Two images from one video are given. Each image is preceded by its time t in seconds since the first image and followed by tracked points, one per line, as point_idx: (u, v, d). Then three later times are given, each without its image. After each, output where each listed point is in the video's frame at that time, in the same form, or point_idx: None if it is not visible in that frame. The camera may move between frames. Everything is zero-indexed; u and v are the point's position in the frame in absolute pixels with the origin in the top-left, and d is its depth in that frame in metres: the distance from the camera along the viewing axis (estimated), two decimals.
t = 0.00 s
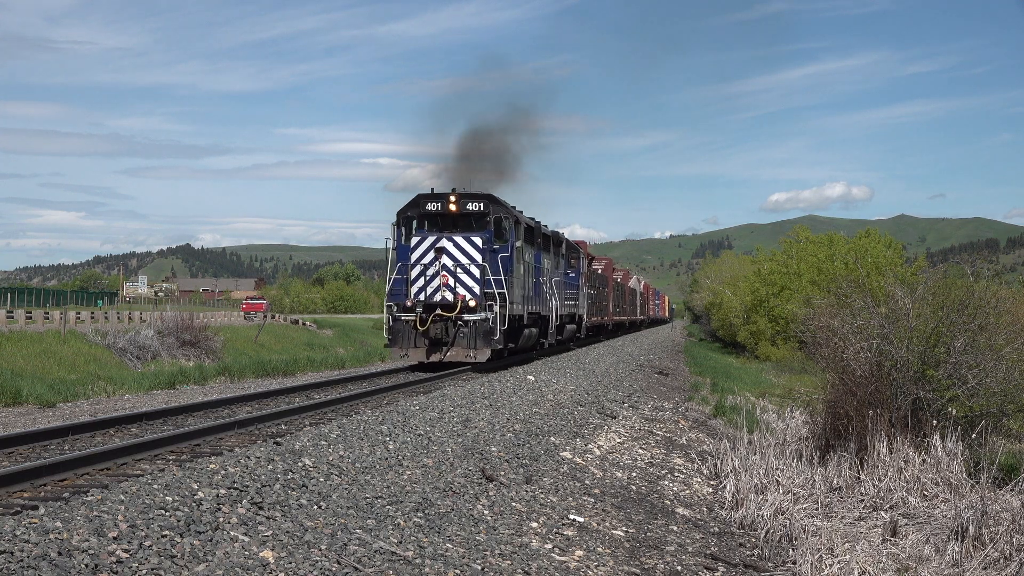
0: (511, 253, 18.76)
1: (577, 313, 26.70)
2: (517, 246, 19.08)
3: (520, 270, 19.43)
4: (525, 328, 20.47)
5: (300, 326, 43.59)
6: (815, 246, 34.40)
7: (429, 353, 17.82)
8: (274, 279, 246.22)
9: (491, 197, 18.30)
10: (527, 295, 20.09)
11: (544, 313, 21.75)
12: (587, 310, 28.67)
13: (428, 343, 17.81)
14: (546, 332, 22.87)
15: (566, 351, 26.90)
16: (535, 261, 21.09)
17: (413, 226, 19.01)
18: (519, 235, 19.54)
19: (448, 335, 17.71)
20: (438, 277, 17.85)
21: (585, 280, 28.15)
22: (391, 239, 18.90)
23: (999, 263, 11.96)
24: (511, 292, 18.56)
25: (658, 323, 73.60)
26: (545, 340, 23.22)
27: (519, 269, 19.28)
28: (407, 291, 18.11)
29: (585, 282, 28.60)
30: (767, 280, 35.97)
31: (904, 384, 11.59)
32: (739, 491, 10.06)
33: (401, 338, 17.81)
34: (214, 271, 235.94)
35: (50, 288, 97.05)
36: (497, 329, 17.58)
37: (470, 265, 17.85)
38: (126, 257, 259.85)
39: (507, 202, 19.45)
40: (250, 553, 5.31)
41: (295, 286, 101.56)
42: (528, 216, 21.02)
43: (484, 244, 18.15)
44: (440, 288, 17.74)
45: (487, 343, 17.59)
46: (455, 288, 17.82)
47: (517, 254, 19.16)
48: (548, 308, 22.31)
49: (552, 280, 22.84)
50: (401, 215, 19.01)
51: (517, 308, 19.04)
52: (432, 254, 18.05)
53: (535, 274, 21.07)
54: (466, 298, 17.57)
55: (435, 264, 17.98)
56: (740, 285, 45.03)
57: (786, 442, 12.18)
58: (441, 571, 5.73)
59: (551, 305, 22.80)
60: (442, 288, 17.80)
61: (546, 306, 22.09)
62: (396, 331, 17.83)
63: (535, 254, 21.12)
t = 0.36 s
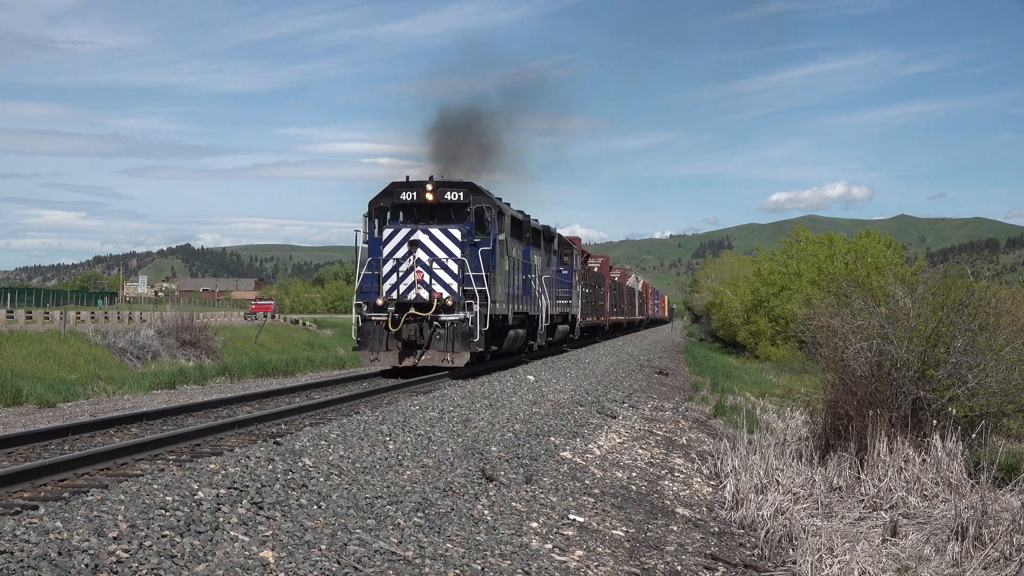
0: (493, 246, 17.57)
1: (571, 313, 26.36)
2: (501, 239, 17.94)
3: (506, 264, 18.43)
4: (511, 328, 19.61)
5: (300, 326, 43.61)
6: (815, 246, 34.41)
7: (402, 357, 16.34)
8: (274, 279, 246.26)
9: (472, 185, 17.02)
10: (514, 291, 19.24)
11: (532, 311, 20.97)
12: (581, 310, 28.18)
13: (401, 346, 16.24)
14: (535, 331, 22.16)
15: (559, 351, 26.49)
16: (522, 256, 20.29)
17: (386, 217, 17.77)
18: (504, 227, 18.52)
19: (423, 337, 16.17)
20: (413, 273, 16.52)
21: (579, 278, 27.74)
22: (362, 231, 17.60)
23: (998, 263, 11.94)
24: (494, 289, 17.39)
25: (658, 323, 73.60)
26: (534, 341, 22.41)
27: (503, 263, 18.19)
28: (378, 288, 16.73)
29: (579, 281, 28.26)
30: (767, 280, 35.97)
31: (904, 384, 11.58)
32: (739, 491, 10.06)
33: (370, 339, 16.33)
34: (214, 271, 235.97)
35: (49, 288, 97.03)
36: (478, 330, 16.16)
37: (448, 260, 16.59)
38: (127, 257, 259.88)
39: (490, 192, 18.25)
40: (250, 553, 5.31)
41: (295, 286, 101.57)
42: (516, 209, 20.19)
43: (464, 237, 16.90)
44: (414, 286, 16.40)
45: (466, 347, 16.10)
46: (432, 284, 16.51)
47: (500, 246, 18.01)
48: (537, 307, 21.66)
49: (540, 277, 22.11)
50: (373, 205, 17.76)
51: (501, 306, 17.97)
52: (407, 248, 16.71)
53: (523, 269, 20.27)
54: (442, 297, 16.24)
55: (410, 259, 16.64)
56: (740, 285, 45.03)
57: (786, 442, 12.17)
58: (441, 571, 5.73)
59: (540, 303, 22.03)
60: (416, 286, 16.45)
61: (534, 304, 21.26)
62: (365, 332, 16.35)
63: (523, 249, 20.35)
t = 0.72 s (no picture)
0: (472, 238, 16.50)
1: (564, 313, 26.05)
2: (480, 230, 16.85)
3: (486, 258, 17.46)
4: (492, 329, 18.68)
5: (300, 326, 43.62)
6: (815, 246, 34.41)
7: (369, 362, 15.28)
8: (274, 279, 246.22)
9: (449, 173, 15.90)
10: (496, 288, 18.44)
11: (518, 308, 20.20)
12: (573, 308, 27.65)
13: (367, 350, 15.23)
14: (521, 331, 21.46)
15: (552, 351, 26.06)
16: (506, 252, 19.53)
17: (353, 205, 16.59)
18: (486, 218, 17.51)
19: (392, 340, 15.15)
20: (381, 268, 15.59)
21: (571, 277, 27.33)
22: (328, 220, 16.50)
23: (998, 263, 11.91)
24: (472, 285, 16.34)
25: (657, 323, 73.61)
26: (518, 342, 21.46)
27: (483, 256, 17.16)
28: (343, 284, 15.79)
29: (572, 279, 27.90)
30: (767, 279, 35.98)
31: (904, 384, 11.59)
32: (739, 491, 10.06)
33: (335, 344, 15.30)
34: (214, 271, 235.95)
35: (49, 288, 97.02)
36: (451, 334, 15.10)
37: (420, 255, 15.66)
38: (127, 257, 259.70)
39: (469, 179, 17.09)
40: (250, 553, 5.31)
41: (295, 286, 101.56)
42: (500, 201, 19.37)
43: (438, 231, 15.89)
44: (382, 283, 15.48)
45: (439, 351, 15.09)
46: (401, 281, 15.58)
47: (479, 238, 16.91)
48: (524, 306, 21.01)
49: (527, 274, 21.39)
50: (340, 191, 16.58)
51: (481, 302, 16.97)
52: (375, 240, 15.79)
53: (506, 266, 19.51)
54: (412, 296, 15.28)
55: (378, 253, 15.73)
56: (740, 285, 45.04)
57: (786, 442, 12.17)
58: (441, 571, 5.72)
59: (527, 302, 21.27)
60: (384, 282, 15.53)
61: (519, 301, 20.49)
62: (329, 335, 15.35)
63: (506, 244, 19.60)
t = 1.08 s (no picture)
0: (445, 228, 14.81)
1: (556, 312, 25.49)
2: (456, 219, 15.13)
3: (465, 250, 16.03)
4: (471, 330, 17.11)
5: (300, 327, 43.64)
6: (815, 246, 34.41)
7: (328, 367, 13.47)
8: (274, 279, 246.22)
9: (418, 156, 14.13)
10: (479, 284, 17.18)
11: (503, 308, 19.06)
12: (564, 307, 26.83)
13: (325, 355, 13.41)
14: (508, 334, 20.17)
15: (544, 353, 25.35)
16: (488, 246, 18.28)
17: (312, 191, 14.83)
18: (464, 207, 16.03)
19: (354, 343, 13.40)
20: (342, 263, 13.86)
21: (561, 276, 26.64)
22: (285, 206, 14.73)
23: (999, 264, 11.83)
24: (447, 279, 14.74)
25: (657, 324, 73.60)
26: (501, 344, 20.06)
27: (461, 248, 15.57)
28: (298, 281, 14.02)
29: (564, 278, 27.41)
30: (767, 280, 35.99)
31: (904, 384, 11.60)
32: (739, 491, 10.07)
33: (290, 347, 13.51)
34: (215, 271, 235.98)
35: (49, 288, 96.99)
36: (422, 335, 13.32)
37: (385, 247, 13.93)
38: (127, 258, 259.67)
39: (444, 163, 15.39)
40: (250, 553, 5.31)
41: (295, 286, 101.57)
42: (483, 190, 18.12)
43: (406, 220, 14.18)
44: (343, 279, 13.78)
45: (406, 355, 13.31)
46: (365, 277, 13.80)
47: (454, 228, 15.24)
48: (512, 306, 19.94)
49: (513, 271, 20.29)
50: (296, 176, 14.79)
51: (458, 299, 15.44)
52: (336, 231, 14.04)
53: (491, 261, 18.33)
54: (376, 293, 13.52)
55: (338, 245, 13.98)
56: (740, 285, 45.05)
57: (786, 442, 12.17)
58: (441, 571, 5.72)
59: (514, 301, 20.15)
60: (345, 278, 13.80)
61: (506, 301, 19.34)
62: (283, 338, 13.52)
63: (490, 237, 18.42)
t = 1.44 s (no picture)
0: (412, 215, 13.25)
1: (545, 312, 24.68)
2: (424, 205, 13.61)
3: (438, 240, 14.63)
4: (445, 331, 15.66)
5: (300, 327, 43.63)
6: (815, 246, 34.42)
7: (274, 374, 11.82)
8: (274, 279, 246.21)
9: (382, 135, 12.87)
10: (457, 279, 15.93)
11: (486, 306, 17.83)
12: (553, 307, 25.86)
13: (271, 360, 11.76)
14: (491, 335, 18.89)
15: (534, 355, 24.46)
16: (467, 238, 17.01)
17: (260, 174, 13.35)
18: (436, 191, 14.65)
19: (303, 347, 11.73)
20: (291, 254, 12.22)
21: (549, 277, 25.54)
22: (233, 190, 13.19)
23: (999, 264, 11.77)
24: (415, 271, 13.27)
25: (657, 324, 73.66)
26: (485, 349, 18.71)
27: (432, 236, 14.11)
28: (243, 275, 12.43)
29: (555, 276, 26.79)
30: (767, 280, 36.00)
31: (904, 384, 11.60)
32: (739, 491, 10.07)
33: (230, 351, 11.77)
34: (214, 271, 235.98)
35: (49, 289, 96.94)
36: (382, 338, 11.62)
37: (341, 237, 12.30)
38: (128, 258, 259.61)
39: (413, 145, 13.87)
40: (250, 553, 5.31)
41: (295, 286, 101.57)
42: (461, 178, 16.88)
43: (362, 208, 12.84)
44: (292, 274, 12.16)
45: (363, 360, 11.63)
46: (317, 270, 12.20)
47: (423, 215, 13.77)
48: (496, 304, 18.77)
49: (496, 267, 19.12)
50: (244, 157, 13.31)
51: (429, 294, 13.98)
52: (284, 217, 12.43)
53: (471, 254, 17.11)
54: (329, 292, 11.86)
55: (287, 235, 12.35)
56: (740, 285, 45.08)
57: (786, 442, 12.18)
58: (441, 571, 5.72)
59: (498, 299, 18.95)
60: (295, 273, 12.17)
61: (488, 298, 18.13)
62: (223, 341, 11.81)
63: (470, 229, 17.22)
